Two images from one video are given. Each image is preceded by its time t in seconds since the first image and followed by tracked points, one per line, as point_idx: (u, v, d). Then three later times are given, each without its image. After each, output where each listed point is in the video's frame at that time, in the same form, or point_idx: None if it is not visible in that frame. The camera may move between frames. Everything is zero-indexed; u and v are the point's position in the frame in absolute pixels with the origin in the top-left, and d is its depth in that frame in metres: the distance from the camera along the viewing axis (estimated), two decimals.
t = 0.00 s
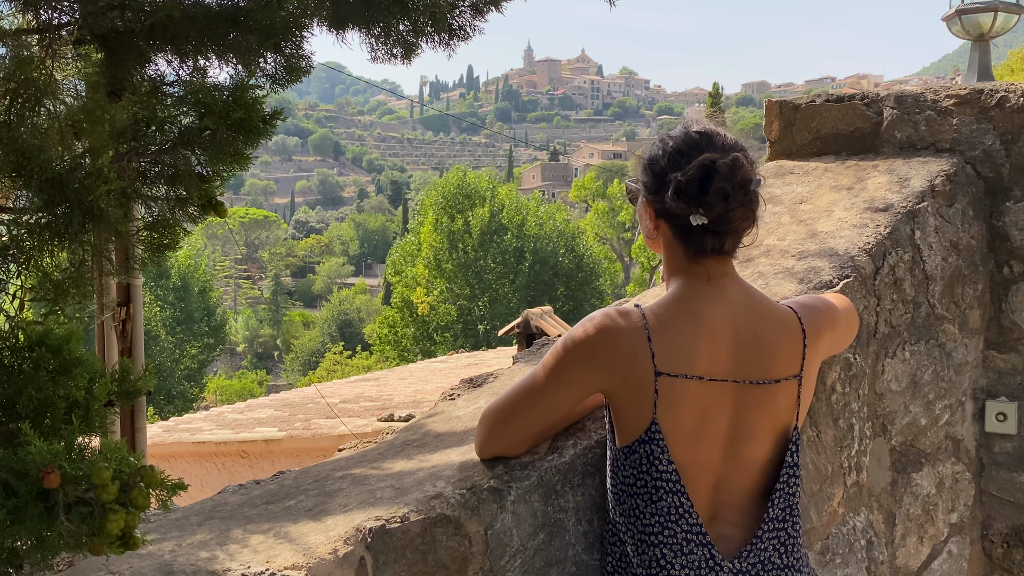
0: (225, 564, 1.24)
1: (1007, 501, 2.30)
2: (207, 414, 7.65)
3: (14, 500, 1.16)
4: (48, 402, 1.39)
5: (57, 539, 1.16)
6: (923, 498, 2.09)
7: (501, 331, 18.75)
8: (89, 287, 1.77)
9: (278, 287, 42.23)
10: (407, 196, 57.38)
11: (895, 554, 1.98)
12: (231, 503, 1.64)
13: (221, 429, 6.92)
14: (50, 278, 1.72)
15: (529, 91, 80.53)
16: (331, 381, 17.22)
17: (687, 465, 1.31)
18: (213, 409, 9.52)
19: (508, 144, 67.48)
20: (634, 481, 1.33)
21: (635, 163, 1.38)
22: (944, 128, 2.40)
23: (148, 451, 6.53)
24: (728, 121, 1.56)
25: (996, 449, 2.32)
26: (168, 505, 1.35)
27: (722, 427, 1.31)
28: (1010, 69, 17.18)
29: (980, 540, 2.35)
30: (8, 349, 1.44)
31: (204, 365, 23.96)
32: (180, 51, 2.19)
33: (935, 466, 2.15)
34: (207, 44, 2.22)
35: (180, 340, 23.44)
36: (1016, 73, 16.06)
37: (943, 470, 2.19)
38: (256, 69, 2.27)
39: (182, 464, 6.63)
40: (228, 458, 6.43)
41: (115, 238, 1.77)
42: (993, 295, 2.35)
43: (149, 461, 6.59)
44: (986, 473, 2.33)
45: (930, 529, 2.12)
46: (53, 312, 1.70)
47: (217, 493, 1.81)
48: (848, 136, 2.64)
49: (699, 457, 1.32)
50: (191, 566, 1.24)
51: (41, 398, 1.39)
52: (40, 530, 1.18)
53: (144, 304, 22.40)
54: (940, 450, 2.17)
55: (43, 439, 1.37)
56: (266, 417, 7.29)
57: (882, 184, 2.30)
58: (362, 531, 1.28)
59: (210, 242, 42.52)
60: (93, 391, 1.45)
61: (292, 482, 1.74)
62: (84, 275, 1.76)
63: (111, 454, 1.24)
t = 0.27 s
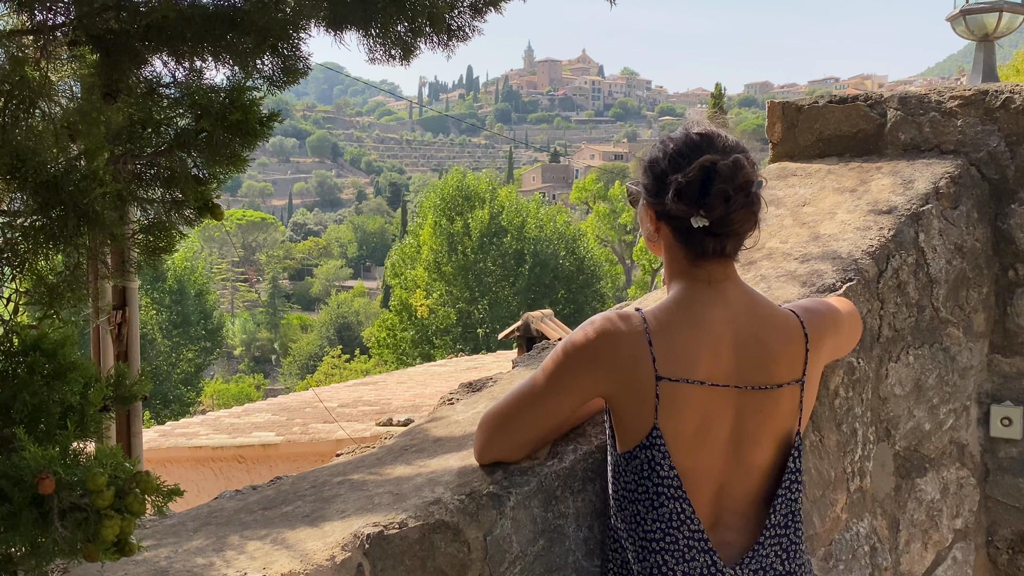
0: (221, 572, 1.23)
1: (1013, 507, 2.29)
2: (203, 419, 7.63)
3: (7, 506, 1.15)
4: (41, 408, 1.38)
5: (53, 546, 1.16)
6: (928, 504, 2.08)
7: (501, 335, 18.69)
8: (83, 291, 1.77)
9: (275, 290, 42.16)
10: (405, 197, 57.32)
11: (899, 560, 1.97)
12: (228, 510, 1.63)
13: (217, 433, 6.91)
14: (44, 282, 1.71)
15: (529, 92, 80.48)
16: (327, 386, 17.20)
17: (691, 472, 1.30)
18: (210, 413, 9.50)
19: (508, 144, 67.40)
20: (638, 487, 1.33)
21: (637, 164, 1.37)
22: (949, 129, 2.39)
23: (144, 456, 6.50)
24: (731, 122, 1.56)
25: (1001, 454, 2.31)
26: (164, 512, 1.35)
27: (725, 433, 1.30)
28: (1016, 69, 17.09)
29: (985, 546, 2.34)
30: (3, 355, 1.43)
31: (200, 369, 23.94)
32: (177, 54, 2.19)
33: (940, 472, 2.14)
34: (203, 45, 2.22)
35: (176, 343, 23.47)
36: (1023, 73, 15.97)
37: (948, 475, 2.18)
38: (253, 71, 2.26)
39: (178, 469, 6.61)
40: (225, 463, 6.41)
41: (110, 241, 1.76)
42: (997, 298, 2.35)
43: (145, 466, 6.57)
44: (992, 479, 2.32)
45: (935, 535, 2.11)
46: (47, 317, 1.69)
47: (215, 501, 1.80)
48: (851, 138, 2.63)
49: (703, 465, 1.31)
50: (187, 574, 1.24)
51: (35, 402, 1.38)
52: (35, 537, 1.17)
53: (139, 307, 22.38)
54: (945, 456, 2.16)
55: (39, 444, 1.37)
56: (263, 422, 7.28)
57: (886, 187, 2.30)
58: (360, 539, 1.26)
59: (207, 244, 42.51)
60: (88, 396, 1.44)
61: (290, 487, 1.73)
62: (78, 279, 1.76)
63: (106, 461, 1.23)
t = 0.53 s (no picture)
0: None
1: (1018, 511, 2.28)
2: (199, 422, 7.62)
3: (3, 510, 1.15)
4: (32, 410, 1.38)
5: (48, 551, 1.15)
6: (933, 508, 2.07)
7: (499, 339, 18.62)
8: (78, 292, 1.78)
9: (273, 293, 42.06)
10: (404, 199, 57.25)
11: (904, 565, 1.96)
12: (224, 515, 1.63)
13: (214, 438, 6.90)
14: (38, 283, 1.72)
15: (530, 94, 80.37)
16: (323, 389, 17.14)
17: (693, 476, 1.30)
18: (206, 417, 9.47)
19: (508, 146, 67.35)
20: (639, 492, 1.32)
21: (641, 164, 1.35)
22: (955, 129, 2.39)
23: (140, 460, 6.49)
24: (733, 121, 1.55)
25: (1008, 457, 2.29)
26: (160, 516, 1.35)
27: (725, 438, 1.30)
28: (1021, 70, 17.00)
29: (991, 552, 2.33)
30: None
31: (196, 372, 23.98)
32: (174, 55, 2.19)
33: (946, 476, 2.13)
34: (200, 45, 2.21)
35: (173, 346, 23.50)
36: None
37: (953, 480, 2.17)
38: (250, 71, 2.25)
39: (174, 473, 6.57)
40: (222, 467, 6.40)
41: (105, 241, 1.77)
42: (1004, 301, 2.33)
43: (141, 471, 6.55)
44: (997, 483, 2.31)
45: (941, 540, 2.10)
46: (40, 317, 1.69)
47: (210, 505, 1.79)
48: (856, 139, 2.63)
49: (703, 468, 1.30)
50: None
51: (29, 405, 1.38)
52: (28, 540, 1.17)
53: (136, 309, 22.41)
54: (950, 459, 2.15)
55: (31, 448, 1.36)
56: (260, 426, 7.27)
57: (891, 187, 2.29)
58: (357, 542, 1.26)
59: (204, 247, 42.48)
60: (82, 400, 1.44)
61: (286, 493, 1.72)
62: (73, 282, 1.76)
63: (101, 463, 1.23)
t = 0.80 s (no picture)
0: None
1: None
2: (196, 427, 7.62)
3: None
4: (23, 415, 1.37)
5: (41, 557, 1.14)
6: (939, 514, 2.07)
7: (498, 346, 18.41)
8: (72, 295, 1.78)
9: (270, 296, 41.99)
10: (402, 201, 57.13)
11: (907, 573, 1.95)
12: (221, 520, 1.62)
13: (210, 442, 6.88)
14: (32, 286, 1.72)
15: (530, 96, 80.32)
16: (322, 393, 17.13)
17: (695, 479, 1.29)
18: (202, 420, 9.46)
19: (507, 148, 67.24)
20: (643, 496, 1.31)
21: (644, 165, 1.35)
22: (960, 131, 2.38)
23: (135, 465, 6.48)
24: (735, 121, 1.54)
25: (1014, 462, 2.28)
26: (154, 522, 1.34)
27: (730, 441, 1.29)
28: None
29: (997, 557, 2.31)
30: None
31: (192, 377, 23.93)
32: (172, 55, 2.19)
33: (951, 481, 2.12)
34: (195, 45, 2.20)
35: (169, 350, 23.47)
36: None
37: (959, 484, 2.16)
38: (247, 70, 2.24)
39: (170, 478, 6.59)
40: (218, 472, 6.40)
41: (100, 243, 1.76)
42: (1009, 304, 2.33)
43: (136, 476, 6.55)
44: (1005, 488, 2.30)
45: (946, 547, 2.09)
46: (34, 321, 1.68)
47: (207, 509, 1.79)
48: (860, 139, 2.62)
49: (705, 471, 1.29)
50: None
51: (22, 410, 1.37)
52: (21, 544, 1.16)
53: (131, 313, 22.40)
54: (956, 463, 2.14)
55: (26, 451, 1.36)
56: (257, 430, 7.26)
57: (895, 189, 2.28)
58: (356, 551, 1.25)
59: (201, 249, 42.38)
60: (77, 404, 1.45)
61: (283, 498, 1.71)
62: (67, 283, 1.76)
63: (97, 470, 1.22)
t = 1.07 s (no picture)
0: None
1: None
2: (192, 431, 7.60)
3: None
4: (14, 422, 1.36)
5: (36, 563, 1.14)
6: (944, 519, 2.06)
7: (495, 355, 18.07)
8: (65, 299, 1.77)
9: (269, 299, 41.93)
10: (401, 203, 57.14)
11: None
12: (216, 526, 1.62)
13: (206, 446, 6.87)
14: (27, 291, 1.72)
15: (530, 98, 80.26)
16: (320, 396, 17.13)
17: (698, 485, 1.28)
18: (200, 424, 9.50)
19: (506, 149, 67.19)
20: (646, 502, 1.30)
21: (647, 167, 1.34)
22: (965, 132, 2.37)
23: (130, 470, 6.47)
24: (736, 122, 1.53)
25: (1020, 467, 2.27)
26: (150, 526, 1.34)
27: (733, 446, 1.28)
28: None
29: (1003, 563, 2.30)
30: None
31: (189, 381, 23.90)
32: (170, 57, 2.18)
33: (956, 486, 2.12)
34: (192, 45, 2.20)
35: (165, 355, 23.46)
36: None
37: (964, 490, 2.15)
38: (244, 69, 2.24)
39: (166, 483, 6.57)
40: (215, 477, 6.39)
41: (94, 246, 1.77)
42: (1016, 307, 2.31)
43: (131, 481, 6.53)
44: (1010, 493, 2.29)
45: (952, 553, 2.09)
46: (30, 324, 1.68)
47: (203, 518, 1.78)
48: (864, 140, 2.61)
49: (708, 477, 1.28)
50: None
51: (15, 415, 1.37)
52: (13, 556, 1.16)
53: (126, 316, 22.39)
54: (960, 469, 2.13)
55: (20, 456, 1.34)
56: (254, 434, 7.26)
57: (901, 190, 2.27)
58: (356, 556, 1.25)
59: (198, 251, 42.42)
60: (72, 408, 1.43)
61: (281, 504, 1.71)
62: (61, 286, 1.76)
63: (90, 475, 1.22)
